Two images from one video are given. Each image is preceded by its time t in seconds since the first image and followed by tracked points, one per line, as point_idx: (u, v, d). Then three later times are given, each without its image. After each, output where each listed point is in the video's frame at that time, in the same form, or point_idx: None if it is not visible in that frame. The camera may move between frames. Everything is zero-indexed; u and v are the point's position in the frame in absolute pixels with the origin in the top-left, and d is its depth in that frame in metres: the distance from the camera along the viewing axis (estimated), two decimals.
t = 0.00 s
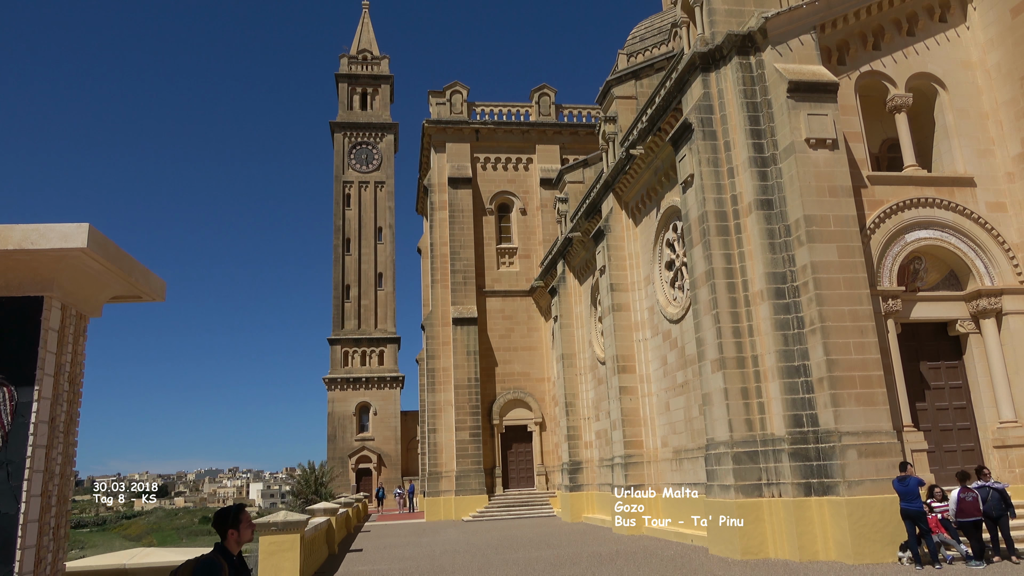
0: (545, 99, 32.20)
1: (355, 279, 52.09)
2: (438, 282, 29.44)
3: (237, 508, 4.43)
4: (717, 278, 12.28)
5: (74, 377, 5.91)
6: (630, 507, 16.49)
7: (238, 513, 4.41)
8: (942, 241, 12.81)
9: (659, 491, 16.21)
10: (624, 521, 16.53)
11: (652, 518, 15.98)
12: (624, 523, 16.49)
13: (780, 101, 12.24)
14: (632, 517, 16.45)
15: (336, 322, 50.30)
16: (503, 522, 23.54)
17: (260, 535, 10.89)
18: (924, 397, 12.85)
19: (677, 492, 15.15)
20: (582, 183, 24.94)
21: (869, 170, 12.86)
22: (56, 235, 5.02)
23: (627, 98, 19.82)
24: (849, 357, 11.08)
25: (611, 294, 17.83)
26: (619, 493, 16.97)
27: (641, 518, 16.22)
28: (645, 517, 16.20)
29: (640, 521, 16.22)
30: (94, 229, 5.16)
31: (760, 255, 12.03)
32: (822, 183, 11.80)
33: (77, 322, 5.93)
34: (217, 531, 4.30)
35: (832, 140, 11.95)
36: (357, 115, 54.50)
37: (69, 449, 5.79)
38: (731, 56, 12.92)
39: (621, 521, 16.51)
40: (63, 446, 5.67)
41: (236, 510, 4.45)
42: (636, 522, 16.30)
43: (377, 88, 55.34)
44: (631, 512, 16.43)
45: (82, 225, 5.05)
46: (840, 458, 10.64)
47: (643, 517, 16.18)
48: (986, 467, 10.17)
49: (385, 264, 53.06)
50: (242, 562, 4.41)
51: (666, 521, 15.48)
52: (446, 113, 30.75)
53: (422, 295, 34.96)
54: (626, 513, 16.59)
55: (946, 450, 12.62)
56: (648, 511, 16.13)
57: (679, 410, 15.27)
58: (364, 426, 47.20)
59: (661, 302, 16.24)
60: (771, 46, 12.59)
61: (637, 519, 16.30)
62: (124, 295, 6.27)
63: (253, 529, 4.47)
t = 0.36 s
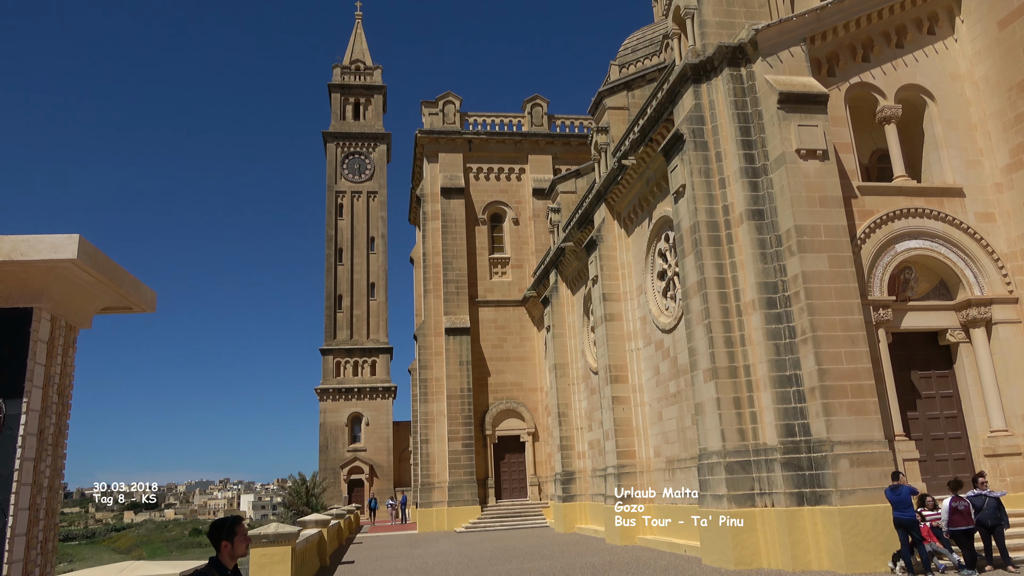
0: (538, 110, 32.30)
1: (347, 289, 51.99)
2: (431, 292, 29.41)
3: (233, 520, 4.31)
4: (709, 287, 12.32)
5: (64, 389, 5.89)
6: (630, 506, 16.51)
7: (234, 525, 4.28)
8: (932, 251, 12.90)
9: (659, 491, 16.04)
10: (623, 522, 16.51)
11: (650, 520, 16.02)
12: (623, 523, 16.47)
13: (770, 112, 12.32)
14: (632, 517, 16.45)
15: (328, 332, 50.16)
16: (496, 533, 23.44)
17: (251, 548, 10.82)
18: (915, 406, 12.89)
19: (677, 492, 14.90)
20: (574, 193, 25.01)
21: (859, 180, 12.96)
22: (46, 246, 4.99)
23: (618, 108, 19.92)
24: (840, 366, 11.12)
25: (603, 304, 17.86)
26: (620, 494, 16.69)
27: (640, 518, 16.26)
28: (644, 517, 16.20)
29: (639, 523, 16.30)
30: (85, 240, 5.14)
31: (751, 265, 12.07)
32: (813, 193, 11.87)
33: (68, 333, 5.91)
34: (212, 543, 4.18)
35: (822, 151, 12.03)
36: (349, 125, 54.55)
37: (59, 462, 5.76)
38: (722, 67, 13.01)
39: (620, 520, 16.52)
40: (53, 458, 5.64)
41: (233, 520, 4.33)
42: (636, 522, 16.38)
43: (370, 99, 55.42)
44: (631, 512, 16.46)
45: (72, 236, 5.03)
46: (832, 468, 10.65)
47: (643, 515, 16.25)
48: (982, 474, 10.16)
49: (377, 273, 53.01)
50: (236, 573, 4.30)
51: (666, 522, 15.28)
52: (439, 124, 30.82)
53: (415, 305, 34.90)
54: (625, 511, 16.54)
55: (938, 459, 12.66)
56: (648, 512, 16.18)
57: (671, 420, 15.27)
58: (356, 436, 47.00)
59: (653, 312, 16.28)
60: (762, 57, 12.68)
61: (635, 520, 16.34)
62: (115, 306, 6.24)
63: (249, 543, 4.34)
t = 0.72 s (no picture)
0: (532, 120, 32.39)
1: (341, 298, 51.92)
2: (425, 302, 29.39)
3: (234, 529, 4.28)
4: (703, 297, 12.37)
5: (57, 399, 5.87)
6: (630, 507, 16.47)
7: (235, 534, 4.24)
8: (925, 260, 12.97)
9: (658, 491, 15.79)
10: (622, 522, 16.46)
11: (649, 519, 15.98)
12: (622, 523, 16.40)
13: (763, 122, 12.39)
14: (631, 517, 16.41)
15: (322, 341, 50.03)
16: (491, 544, 23.35)
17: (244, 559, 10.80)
18: (909, 415, 12.93)
19: (677, 491, 14.59)
20: (568, 203, 25.07)
21: (851, 191, 13.03)
22: (40, 256, 4.98)
23: (612, 119, 20.01)
24: (834, 376, 11.14)
25: (597, 313, 17.86)
26: (619, 493, 16.64)
27: (640, 518, 16.24)
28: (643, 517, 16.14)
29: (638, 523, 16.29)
30: (78, 250, 5.13)
31: (745, 275, 12.11)
32: (806, 204, 11.92)
33: (60, 343, 5.90)
34: (212, 552, 4.15)
35: (815, 161, 12.10)
36: (344, 135, 54.63)
37: (51, 472, 5.74)
38: (715, 78, 13.10)
39: (620, 520, 16.47)
40: (44, 469, 5.62)
41: (234, 529, 4.30)
42: (636, 523, 16.35)
43: (364, 108, 55.50)
44: (631, 512, 16.44)
45: (66, 246, 5.03)
46: (826, 477, 10.66)
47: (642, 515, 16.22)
48: (980, 483, 10.18)
49: (372, 283, 52.97)
50: None
51: (666, 520, 15.06)
52: (433, 134, 30.88)
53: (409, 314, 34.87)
54: (625, 511, 16.49)
55: (932, 468, 12.70)
56: (647, 512, 16.13)
57: (666, 429, 15.27)
58: (350, 447, 46.81)
59: (647, 321, 16.30)
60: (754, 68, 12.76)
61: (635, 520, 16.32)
62: (108, 316, 6.23)
63: (250, 552, 4.30)
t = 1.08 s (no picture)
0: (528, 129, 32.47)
1: (338, 308, 51.86)
2: (421, 311, 29.37)
3: (241, 540, 4.24)
4: (699, 306, 12.37)
5: (53, 410, 5.85)
6: (630, 507, 16.45)
7: (240, 545, 4.20)
8: (920, 269, 13.02)
9: (656, 494, 15.71)
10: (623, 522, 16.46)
11: (649, 518, 15.90)
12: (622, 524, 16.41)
13: (758, 132, 12.45)
14: (632, 517, 16.38)
15: (318, 351, 49.91)
16: (487, 554, 23.25)
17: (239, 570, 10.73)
18: (906, 424, 12.93)
19: (677, 493, 14.33)
20: (565, 213, 25.12)
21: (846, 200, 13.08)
22: (36, 267, 4.98)
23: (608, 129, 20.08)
24: (831, 385, 11.15)
25: (594, 322, 17.87)
26: (619, 493, 16.68)
27: (641, 518, 16.20)
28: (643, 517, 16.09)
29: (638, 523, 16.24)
30: (75, 261, 5.13)
31: (741, 284, 12.14)
32: (801, 213, 11.96)
33: (56, 354, 5.89)
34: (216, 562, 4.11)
35: (810, 171, 12.16)
36: (341, 144, 54.71)
37: (45, 483, 5.72)
38: (710, 88, 13.16)
39: (621, 520, 16.47)
40: (39, 480, 5.60)
41: (241, 541, 4.25)
42: (637, 522, 16.32)
43: (361, 118, 55.58)
44: (631, 512, 16.41)
45: (62, 257, 5.02)
46: (823, 486, 10.65)
47: (642, 515, 16.18)
48: (981, 492, 10.12)
49: (368, 292, 52.92)
50: None
51: (667, 519, 14.93)
52: (430, 143, 30.95)
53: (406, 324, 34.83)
54: (625, 511, 16.49)
55: (928, 477, 12.71)
56: (648, 511, 16.06)
57: (663, 439, 15.25)
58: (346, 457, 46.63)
59: (644, 330, 16.31)
60: (749, 78, 12.83)
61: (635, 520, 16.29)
62: (104, 326, 6.21)
63: (255, 565, 4.25)
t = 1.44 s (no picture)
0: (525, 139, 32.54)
1: (335, 317, 51.79)
2: (419, 320, 29.35)
3: (247, 554, 4.20)
4: (697, 315, 12.36)
5: (50, 420, 5.83)
6: (630, 507, 16.48)
7: (246, 559, 4.17)
8: (916, 277, 13.05)
9: (655, 492, 15.58)
10: (624, 522, 16.46)
11: (649, 519, 15.85)
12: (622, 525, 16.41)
13: (755, 142, 12.50)
14: (632, 517, 16.37)
15: (315, 360, 49.80)
16: (485, 565, 23.16)
17: None
18: (904, 432, 12.92)
19: (677, 491, 14.21)
20: (562, 222, 25.15)
21: (842, 209, 13.13)
22: (34, 278, 4.94)
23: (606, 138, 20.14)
24: (828, 394, 11.15)
25: (592, 332, 17.87)
26: (619, 493, 16.76)
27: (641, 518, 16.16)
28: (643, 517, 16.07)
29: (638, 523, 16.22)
30: (73, 272, 5.09)
31: (738, 293, 12.15)
32: (798, 222, 12.00)
33: (53, 363, 5.86)
34: None
35: (806, 180, 12.20)
36: (338, 154, 54.78)
37: (42, 493, 5.70)
38: (707, 98, 13.22)
39: (621, 521, 16.46)
40: (36, 490, 5.57)
41: (246, 555, 4.22)
42: (637, 522, 16.27)
43: (358, 128, 55.67)
44: (631, 512, 16.41)
45: (59, 268, 4.98)
46: (822, 495, 10.64)
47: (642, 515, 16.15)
48: (979, 500, 10.09)
49: (365, 301, 52.87)
50: None
51: (666, 524, 14.85)
52: (427, 153, 31.00)
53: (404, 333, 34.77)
54: (626, 511, 16.52)
55: (927, 485, 12.69)
56: (647, 511, 15.98)
57: (661, 448, 15.22)
58: (343, 466, 46.45)
59: (641, 339, 16.30)
60: (746, 88, 12.90)
61: (635, 520, 16.28)
62: (102, 336, 6.18)
63: None
